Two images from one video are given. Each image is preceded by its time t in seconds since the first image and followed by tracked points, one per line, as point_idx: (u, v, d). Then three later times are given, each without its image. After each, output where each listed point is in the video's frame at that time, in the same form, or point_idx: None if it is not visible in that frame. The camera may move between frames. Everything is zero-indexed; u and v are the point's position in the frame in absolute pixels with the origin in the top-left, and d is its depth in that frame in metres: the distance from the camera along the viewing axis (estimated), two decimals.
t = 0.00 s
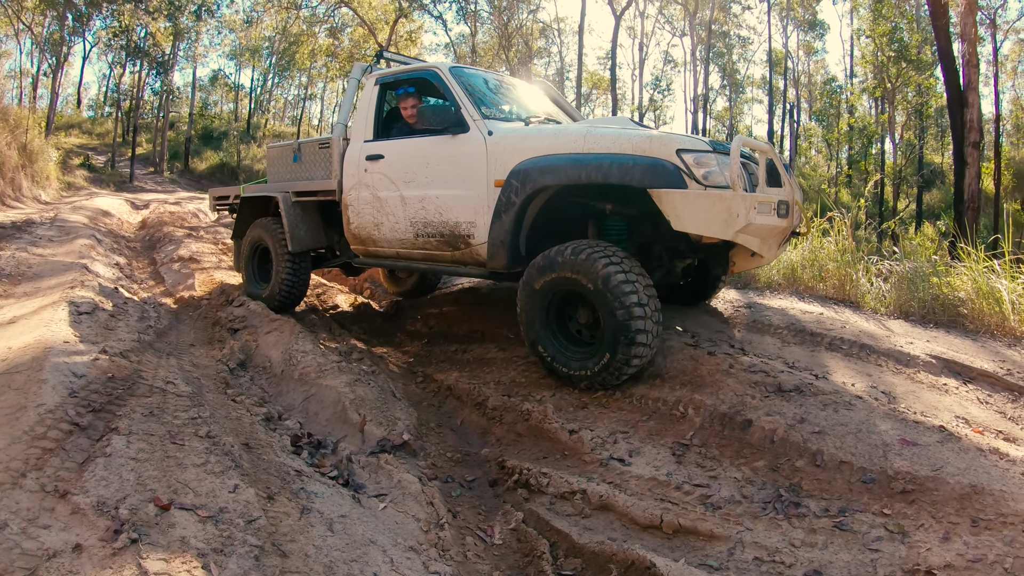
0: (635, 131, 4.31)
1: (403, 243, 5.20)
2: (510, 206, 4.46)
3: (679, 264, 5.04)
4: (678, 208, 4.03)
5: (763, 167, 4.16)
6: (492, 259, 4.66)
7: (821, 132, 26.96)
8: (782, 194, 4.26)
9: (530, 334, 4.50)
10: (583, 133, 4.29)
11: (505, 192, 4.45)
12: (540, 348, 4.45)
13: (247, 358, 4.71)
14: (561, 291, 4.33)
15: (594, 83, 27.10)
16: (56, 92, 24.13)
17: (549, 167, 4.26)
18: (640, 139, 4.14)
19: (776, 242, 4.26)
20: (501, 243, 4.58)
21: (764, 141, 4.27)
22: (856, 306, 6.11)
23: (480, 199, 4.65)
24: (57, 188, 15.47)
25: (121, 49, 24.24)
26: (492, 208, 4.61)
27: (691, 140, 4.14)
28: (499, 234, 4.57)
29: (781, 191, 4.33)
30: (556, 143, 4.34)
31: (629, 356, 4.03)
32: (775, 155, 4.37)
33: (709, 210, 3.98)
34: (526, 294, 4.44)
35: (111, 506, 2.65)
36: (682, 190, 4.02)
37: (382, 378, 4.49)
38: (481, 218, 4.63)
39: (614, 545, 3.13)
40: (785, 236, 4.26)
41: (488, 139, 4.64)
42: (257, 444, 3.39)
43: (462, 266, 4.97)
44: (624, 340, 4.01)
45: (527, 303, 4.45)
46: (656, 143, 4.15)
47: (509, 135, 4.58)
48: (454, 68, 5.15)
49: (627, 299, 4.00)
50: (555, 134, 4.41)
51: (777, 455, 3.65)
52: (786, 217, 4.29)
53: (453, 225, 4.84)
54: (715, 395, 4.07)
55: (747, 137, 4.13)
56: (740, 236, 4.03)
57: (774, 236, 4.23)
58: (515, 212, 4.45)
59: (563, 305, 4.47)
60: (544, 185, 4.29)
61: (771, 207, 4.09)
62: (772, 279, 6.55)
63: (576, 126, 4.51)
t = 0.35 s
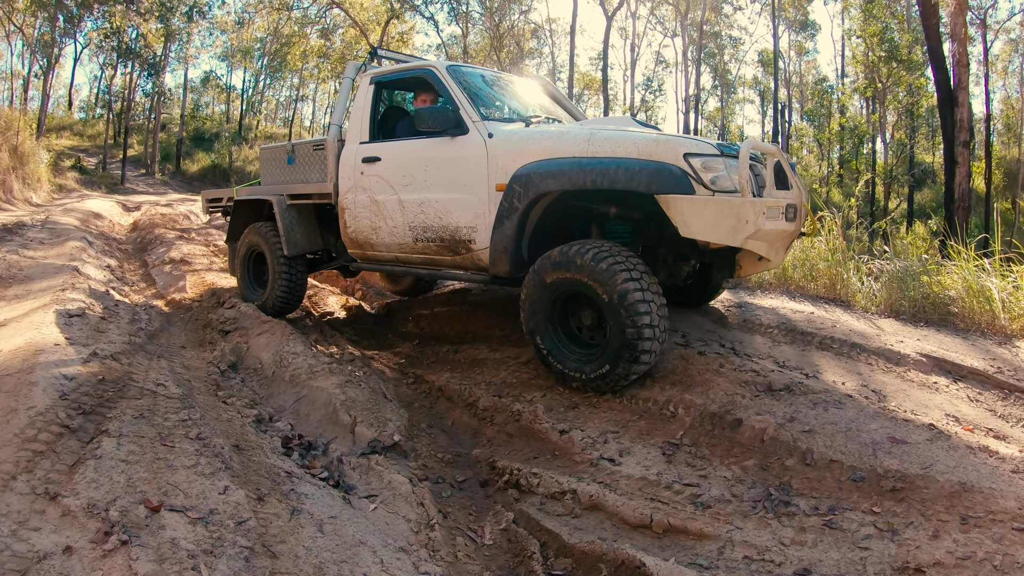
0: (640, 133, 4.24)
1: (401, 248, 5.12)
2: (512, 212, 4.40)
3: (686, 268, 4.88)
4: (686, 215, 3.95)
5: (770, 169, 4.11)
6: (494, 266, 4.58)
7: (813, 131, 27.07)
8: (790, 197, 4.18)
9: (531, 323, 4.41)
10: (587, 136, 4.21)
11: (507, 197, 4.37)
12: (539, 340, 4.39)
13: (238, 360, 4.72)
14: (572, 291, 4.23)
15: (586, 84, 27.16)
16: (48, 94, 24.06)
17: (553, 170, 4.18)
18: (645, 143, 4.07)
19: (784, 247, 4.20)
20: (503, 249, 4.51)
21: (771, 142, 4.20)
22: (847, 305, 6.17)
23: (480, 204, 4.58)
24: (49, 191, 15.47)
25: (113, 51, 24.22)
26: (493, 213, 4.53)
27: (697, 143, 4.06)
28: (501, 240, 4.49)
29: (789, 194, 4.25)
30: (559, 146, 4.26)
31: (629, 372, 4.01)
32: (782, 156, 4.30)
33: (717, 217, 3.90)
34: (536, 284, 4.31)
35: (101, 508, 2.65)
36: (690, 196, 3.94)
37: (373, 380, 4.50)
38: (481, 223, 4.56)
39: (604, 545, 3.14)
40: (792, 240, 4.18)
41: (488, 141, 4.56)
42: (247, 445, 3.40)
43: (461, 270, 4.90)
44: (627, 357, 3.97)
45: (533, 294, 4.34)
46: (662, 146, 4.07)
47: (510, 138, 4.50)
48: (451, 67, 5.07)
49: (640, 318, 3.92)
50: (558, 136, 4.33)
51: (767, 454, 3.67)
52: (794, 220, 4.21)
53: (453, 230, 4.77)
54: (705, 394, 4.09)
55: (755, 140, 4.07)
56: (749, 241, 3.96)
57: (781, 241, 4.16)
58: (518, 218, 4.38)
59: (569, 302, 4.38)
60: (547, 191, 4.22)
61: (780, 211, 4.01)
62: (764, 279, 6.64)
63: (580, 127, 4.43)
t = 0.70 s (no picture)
0: (639, 134, 4.21)
1: (398, 250, 5.10)
2: (510, 214, 4.37)
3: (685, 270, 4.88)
4: (686, 216, 3.93)
5: (769, 170, 4.09)
6: (493, 269, 4.56)
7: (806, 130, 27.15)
8: (789, 198, 4.17)
9: (530, 318, 4.38)
10: (586, 137, 4.18)
11: (505, 199, 4.34)
12: (536, 336, 4.37)
13: (231, 362, 4.72)
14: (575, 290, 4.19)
15: (579, 84, 27.19)
16: (39, 96, 23.96)
17: (551, 172, 4.15)
18: (645, 144, 4.04)
19: (784, 247, 4.19)
20: (502, 252, 4.49)
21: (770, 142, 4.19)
22: (840, 303, 6.20)
23: (478, 205, 4.56)
24: (41, 193, 15.41)
25: (104, 52, 24.13)
26: (492, 215, 4.51)
27: (697, 144, 4.04)
28: (500, 243, 4.48)
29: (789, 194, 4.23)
30: (557, 148, 4.23)
31: (625, 376, 4.02)
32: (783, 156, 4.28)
33: (718, 218, 3.89)
34: (539, 280, 4.27)
35: (93, 512, 2.63)
36: (690, 197, 3.92)
37: (366, 381, 4.50)
38: (479, 225, 4.54)
39: (598, 545, 3.14)
40: (793, 240, 4.18)
41: (485, 142, 4.54)
42: (240, 447, 3.39)
43: (459, 273, 4.88)
44: (625, 362, 3.97)
45: (535, 290, 4.29)
46: (662, 147, 4.04)
47: (507, 139, 4.47)
48: (447, 67, 5.03)
49: (642, 326, 3.90)
50: (555, 137, 4.30)
51: (760, 453, 3.68)
52: (793, 221, 4.20)
53: (451, 232, 4.75)
54: (698, 393, 4.09)
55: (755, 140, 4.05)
56: (749, 243, 3.94)
57: (781, 242, 4.15)
58: (517, 220, 4.35)
59: (570, 301, 4.35)
60: (546, 193, 4.20)
61: (779, 212, 4.00)
62: (757, 279, 6.66)
63: (577, 128, 4.40)
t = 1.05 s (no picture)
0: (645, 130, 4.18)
1: (400, 250, 5.08)
2: (515, 213, 4.35)
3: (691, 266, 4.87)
4: (694, 213, 3.93)
5: (776, 165, 4.08)
6: (497, 268, 4.55)
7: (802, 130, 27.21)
8: (797, 193, 4.16)
9: (536, 308, 4.34)
10: (591, 133, 4.16)
11: (509, 198, 4.32)
12: (539, 328, 4.35)
13: (227, 364, 4.71)
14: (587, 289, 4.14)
15: (575, 84, 27.22)
16: (33, 98, 23.91)
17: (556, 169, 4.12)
18: (651, 139, 4.01)
19: (791, 243, 4.18)
20: (506, 251, 4.47)
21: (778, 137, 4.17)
22: (837, 302, 6.22)
23: (481, 204, 4.54)
24: (37, 195, 15.38)
25: (99, 54, 24.09)
26: (495, 214, 4.49)
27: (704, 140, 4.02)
28: (503, 242, 4.46)
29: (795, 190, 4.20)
30: (561, 145, 4.21)
31: (625, 381, 4.03)
32: (790, 151, 4.26)
33: (726, 215, 3.88)
34: (551, 272, 4.21)
35: (90, 514, 2.62)
36: (698, 194, 3.92)
37: (363, 382, 4.50)
38: (482, 224, 4.52)
39: (596, 545, 3.14)
40: (799, 236, 4.16)
41: (488, 140, 4.51)
42: (237, 449, 3.38)
43: (462, 273, 4.86)
44: (628, 368, 3.97)
45: (544, 283, 4.25)
46: (668, 143, 4.02)
47: (510, 136, 4.45)
48: (447, 65, 5.00)
49: (650, 335, 3.88)
50: (560, 134, 4.27)
51: (758, 452, 3.68)
52: (801, 217, 4.19)
53: (454, 232, 4.72)
54: (696, 393, 4.08)
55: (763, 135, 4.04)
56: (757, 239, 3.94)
57: (789, 237, 4.14)
58: (521, 218, 4.33)
59: (579, 297, 4.31)
60: (551, 190, 4.18)
61: (787, 208, 3.99)
62: (753, 278, 6.68)
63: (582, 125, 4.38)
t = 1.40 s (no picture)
0: (663, 127, 4.10)
1: (407, 250, 5.01)
2: (527, 212, 4.27)
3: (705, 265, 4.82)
4: (714, 213, 3.83)
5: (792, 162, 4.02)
6: (508, 269, 4.48)
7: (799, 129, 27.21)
8: (814, 192, 4.10)
9: (556, 287, 4.23)
10: (607, 131, 4.07)
11: (521, 197, 4.25)
12: (551, 310, 4.28)
13: (222, 364, 4.71)
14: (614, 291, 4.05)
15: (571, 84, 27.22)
16: (30, 100, 23.92)
17: (572, 167, 4.04)
18: (670, 137, 3.93)
19: (808, 242, 4.12)
20: (518, 252, 4.40)
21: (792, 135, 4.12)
22: (833, 300, 6.22)
23: (491, 203, 4.47)
24: (33, 197, 15.39)
25: (96, 55, 24.11)
26: (506, 213, 4.41)
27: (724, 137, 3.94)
28: (515, 243, 4.38)
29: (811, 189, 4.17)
30: (576, 142, 4.13)
31: (624, 387, 4.08)
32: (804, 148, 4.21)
33: (747, 215, 3.79)
34: (582, 258, 4.07)
35: (81, 513, 2.62)
36: (718, 193, 3.82)
37: (358, 381, 4.49)
38: (492, 224, 4.45)
39: (590, 543, 3.13)
40: (816, 236, 4.12)
41: (498, 137, 4.44)
42: (230, 448, 3.38)
43: (470, 273, 4.80)
44: (633, 378, 4.00)
45: (569, 269, 4.14)
46: (687, 140, 3.93)
47: (522, 134, 4.37)
48: (453, 59, 4.94)
49: (664, 356, 3.88)
50: (575, 131, 4.18)
51: (752, 449, 3.67)
52: (817, 216, 4.13)
53: (462, 231, 4.65)
54: (691, 390, 4.08)
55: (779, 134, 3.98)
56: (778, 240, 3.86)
57: (806, 237, 4.08)
58: (534, 218, 4.26)
59: (599, 291, 4.22)
60: (565, 190, 4.10)
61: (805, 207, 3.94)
62: (749, 277, 6.69)
63: (597, 121, 4.30)
